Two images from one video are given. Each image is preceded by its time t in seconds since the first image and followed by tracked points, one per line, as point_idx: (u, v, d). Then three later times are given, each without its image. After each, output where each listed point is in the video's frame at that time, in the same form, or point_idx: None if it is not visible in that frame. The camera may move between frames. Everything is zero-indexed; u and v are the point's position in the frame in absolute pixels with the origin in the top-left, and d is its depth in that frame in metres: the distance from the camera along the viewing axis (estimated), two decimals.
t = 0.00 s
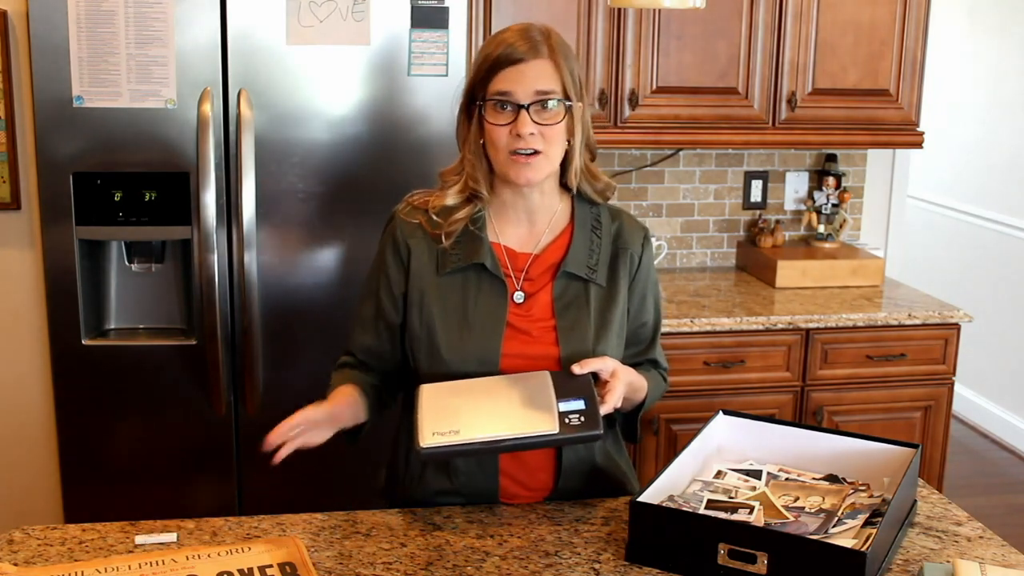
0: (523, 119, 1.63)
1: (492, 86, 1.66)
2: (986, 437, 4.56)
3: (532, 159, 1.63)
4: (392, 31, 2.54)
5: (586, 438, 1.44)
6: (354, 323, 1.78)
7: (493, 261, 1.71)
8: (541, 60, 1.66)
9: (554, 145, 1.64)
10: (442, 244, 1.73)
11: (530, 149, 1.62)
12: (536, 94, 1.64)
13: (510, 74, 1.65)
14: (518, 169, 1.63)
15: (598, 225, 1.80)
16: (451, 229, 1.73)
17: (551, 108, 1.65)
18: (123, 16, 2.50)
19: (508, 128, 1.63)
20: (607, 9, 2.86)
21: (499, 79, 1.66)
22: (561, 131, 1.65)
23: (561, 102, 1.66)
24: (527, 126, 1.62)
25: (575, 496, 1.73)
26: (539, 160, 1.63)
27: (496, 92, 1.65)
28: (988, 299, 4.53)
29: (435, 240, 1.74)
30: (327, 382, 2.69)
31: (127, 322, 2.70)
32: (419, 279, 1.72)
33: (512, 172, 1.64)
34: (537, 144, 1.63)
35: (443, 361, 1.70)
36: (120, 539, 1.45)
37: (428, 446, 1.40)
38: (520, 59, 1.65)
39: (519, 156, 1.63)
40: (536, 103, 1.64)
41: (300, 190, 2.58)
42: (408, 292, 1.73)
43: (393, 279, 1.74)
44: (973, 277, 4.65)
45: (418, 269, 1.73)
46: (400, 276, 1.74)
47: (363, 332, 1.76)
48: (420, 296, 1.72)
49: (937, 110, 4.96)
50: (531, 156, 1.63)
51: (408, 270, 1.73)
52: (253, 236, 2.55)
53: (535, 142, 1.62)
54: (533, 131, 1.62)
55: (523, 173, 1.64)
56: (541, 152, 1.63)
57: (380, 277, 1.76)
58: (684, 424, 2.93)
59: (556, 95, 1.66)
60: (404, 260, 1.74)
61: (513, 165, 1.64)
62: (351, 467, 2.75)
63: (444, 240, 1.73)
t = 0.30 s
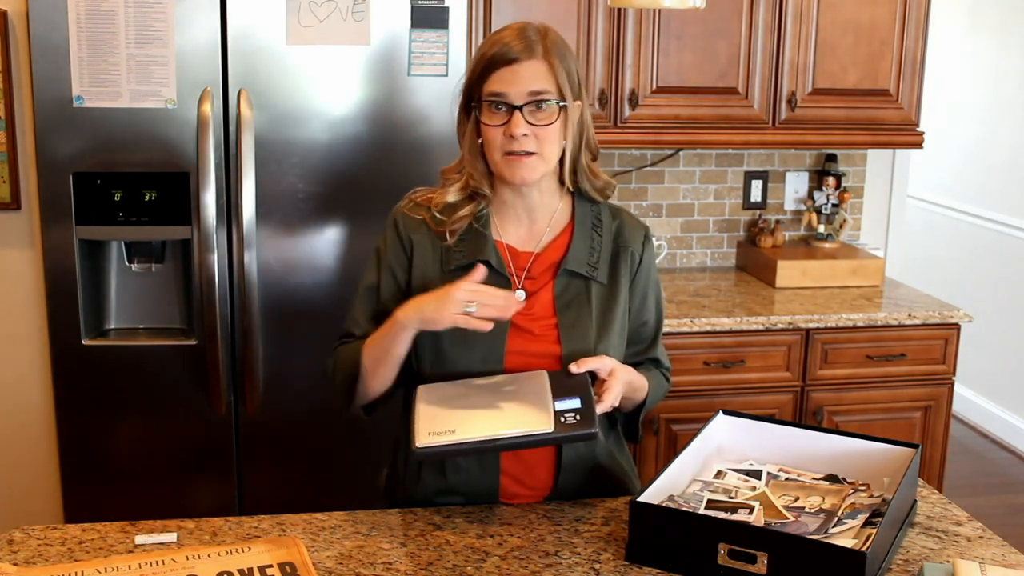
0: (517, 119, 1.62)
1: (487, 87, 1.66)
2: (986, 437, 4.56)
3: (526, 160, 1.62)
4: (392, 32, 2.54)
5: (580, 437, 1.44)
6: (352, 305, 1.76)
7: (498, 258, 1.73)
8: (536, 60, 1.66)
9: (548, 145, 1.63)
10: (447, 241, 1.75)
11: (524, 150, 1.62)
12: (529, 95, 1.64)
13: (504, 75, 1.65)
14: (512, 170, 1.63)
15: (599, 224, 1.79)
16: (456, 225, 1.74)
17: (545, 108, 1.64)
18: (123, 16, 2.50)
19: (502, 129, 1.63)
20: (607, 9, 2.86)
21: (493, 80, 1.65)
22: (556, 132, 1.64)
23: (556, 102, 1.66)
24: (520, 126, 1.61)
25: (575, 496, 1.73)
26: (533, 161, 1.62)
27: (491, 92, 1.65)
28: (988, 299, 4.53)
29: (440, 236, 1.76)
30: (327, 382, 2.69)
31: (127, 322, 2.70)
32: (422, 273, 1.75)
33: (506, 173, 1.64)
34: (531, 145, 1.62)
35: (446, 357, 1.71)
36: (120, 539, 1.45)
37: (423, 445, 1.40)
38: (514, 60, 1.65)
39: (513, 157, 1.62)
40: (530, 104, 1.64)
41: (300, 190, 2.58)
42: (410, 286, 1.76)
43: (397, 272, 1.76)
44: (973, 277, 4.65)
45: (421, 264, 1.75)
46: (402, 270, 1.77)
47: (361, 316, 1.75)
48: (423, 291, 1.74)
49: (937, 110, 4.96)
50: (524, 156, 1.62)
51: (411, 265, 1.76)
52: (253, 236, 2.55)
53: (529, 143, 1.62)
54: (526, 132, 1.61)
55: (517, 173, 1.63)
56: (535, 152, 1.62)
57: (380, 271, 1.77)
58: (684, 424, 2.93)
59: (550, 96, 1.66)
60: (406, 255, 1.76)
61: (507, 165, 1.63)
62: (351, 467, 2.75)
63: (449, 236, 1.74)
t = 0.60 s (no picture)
0: (531, 133, 1.60)
1: (500, 97, 1.63)
2: (986, 437, 4.56)
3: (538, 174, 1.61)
4: (392, 32, 2.54)
5: (586, 435, 1.44)
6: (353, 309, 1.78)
7: (495, 257, 1.72)
8: (550, 70, 1.62)
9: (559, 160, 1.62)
10: (446, 239, 1.74)
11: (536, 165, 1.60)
12: (544, 108, 1.61)
13: (518, 87, 1.61)
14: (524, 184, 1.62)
15: (600, 224, 1.79)
16: (456, 225, 1.74)
17: (558, 122, 1.62)
18: (123, 16, 2.50)
19: (515, 142, 1.61)
20: (607, 9, 2.86)
21: (506, 91, 1.62)
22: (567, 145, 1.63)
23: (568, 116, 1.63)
24: (534, 142, 1.59)
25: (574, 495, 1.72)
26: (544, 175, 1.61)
27: (504, 102, 1.62)
28: (989, 299, 4.53)
29: (440, 235, 1.75)
30: (327, 382, 2.69)
31: (127, 322, 2.70)
32: (421, 273, 1.74)
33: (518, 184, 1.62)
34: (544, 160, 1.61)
35: (444, 355, 1.70)
36: (120, 539, 1.45)
37: (428, 443, 1.42)
38: (529, 73, 1.61)
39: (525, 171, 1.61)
40: (545, 117, 1.61)
41: (300, 190, 2.58)
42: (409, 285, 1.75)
43: (395, 271, 1.76)
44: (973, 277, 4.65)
45: (421, 264, 1.75)
46: (401, 270, 1.76)
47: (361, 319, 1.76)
48: (422, 290, 1.74)
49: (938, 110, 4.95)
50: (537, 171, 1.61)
51: (410, 265, 1.75)
52: (253, 236, 2.55)
53: (542, 158, 1.60)
54: (540, 147, 1.60)
55: (529, 185, 1.62)
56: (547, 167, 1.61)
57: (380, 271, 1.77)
58: (684, 424, 2.93)
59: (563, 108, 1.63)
60: (406, 254, 1.76)
61: (520, 176, 1.62)
62: (351, 466, 2.75)
63: (449, 235, 1.74)
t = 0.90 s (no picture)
0: (534, 151, 1.58)
1: (502, 111, 1.60)
2: (986, 437, 4.56)
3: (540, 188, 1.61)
4: (393, 33, 2.54)
5: (583, 426, 1.46)
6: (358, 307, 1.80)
7: (495, 255, 1.72)
8: (555, 86, 1.59)
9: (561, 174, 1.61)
10: (446, 239, 1.74)
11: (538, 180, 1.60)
12: (548, 126, 1.58)
13: (522, 105, 1.58)
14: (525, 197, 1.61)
15: (600, 222, 1.79)
16: (456, 226, 1.73)
17: (561, 138, 1.60)
18: (123, 16, 2.50)
19: (518, 158, 1.59)
20: (607, 9, 2.86)
21: (509, 107, 1.59)
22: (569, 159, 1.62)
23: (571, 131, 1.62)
24: (538, 160, 1.58)
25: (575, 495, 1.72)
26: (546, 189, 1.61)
27: (508, 118, 1.59)
28: (989, 299, 4.53)
29: (440, 235, 1.75)
30: (327, 382, 2.69)
31: (127, 322, 2.70)
32: (422, 273, 1.74)
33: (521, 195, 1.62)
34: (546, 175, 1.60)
35: (445, 353, 1.71)
36: (120, 539, 1.45)
37: (424, 431, 1.42)
38: (533, 90, 1.57)
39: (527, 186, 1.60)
40: (548, 134, 1.58)
41: (300, 190, 2.58)
42: (411, 286, 1.75)
43: (397, 272, 1.76)
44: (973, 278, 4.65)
45: (421, 264, 1.74)
46: (403, 270, 1.76)
47: (367, 319, 1.79)
48: (423, 291, 1.73)
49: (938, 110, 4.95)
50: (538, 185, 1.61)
51: (411, 265, 1.75)
52: (253, 236, 2.55)
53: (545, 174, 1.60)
54: (543, 165, 1.59)
55: (532, 197, 1.62)
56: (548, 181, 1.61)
57: (383, 271, 1.78)
58: (684, 424, 2.94)
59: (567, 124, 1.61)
60: (407, 255, 1.76)
61: (523, 188, 1.61)
62: (351, 466, 2.75)
63: (448, 235, 1.74)
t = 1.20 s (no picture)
0: (541, 153, 1.58)
1: (509, 113, 1.59)
2: (986, 436, 4.56)
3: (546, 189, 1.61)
4: (393, 33, 2.54)
5: (579, 428, 1.46)
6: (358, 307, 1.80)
7: (493, 256, 1.72)
8: (563, 88, 1.59)
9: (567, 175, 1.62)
10: (443, 240, 1.74)
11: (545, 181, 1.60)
12: (556, 128, 1.58)
13: (530, 107, 1.57)
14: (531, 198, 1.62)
15: (599, 222, 1.79)
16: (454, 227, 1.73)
17: (568, 139, 1.60)
18: (123, 16, 2.50)
19: (525, 159, 1.59)
20: (606, 9, 2.86)
21: (516, 109, 1.58)
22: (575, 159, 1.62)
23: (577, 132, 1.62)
24: (545, 162, 1.58)
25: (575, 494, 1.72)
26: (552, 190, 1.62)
27: (515, 120, 1.59)
28: (989, 299, 4.53)
29: (437, 236, 1.75)
30: (327, 382, 2.69)
31: (127, 322, 2.70)
32: (420, 275, 1.74)
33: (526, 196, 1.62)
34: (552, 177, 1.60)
35: (444, 354, 1.71)
36: (120, 539, 1.45)
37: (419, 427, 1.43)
38: (540, 92, 1.57)
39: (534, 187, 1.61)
40: (556, 135, 1.58)
41: (300, 190, 2.58)
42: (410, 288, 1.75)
43: (396, 273, 1.76)
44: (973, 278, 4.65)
45: (419, 266, 1.74)
46: (402, 271, 1.76)
47: (369, 320, 1.79)
48: (421, 293, 1.73)
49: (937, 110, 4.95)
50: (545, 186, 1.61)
51: (410, 267, 1.75)
52: (253, 236, 2.55)
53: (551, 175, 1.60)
54: (551, 167, 1.59)
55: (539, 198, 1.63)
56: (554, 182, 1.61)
57: (382, 273, 1.78)
58: (684, 424, 2.94)
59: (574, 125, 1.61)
60: (405, 257, 1.76)
61: (530, 190, 1.62)
62: (350, 466, 2.75)
63: (445, 236, 1.74)
